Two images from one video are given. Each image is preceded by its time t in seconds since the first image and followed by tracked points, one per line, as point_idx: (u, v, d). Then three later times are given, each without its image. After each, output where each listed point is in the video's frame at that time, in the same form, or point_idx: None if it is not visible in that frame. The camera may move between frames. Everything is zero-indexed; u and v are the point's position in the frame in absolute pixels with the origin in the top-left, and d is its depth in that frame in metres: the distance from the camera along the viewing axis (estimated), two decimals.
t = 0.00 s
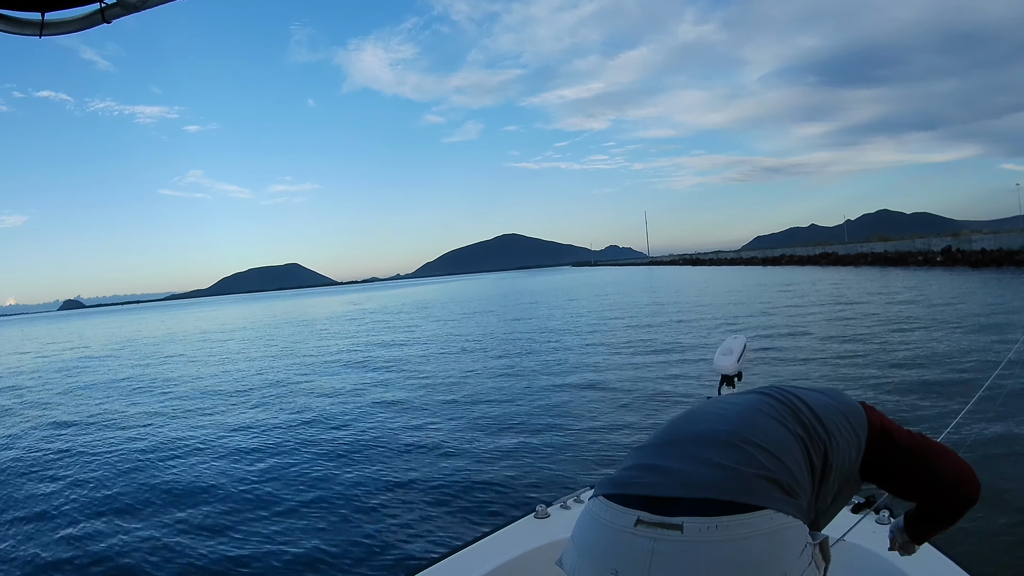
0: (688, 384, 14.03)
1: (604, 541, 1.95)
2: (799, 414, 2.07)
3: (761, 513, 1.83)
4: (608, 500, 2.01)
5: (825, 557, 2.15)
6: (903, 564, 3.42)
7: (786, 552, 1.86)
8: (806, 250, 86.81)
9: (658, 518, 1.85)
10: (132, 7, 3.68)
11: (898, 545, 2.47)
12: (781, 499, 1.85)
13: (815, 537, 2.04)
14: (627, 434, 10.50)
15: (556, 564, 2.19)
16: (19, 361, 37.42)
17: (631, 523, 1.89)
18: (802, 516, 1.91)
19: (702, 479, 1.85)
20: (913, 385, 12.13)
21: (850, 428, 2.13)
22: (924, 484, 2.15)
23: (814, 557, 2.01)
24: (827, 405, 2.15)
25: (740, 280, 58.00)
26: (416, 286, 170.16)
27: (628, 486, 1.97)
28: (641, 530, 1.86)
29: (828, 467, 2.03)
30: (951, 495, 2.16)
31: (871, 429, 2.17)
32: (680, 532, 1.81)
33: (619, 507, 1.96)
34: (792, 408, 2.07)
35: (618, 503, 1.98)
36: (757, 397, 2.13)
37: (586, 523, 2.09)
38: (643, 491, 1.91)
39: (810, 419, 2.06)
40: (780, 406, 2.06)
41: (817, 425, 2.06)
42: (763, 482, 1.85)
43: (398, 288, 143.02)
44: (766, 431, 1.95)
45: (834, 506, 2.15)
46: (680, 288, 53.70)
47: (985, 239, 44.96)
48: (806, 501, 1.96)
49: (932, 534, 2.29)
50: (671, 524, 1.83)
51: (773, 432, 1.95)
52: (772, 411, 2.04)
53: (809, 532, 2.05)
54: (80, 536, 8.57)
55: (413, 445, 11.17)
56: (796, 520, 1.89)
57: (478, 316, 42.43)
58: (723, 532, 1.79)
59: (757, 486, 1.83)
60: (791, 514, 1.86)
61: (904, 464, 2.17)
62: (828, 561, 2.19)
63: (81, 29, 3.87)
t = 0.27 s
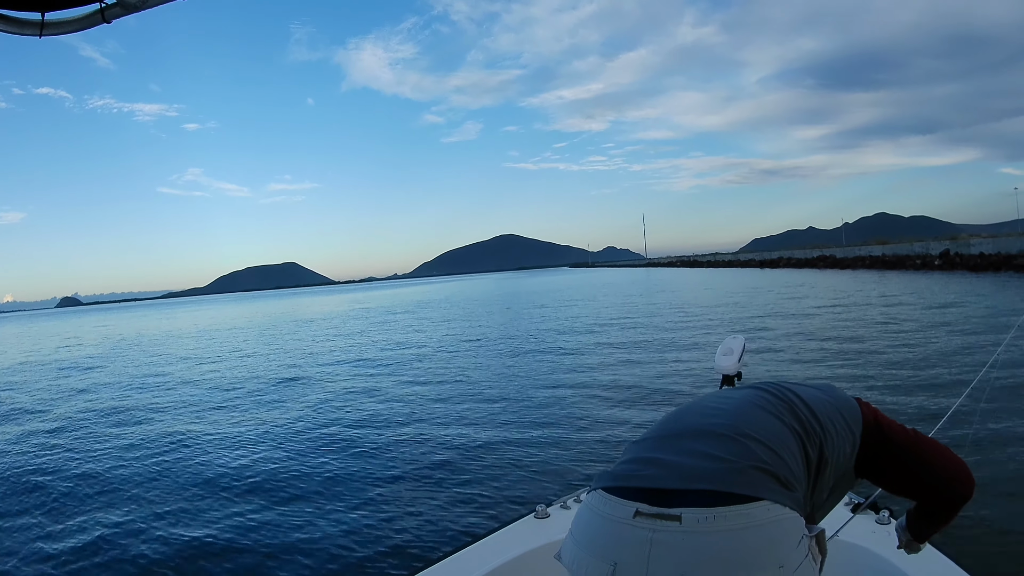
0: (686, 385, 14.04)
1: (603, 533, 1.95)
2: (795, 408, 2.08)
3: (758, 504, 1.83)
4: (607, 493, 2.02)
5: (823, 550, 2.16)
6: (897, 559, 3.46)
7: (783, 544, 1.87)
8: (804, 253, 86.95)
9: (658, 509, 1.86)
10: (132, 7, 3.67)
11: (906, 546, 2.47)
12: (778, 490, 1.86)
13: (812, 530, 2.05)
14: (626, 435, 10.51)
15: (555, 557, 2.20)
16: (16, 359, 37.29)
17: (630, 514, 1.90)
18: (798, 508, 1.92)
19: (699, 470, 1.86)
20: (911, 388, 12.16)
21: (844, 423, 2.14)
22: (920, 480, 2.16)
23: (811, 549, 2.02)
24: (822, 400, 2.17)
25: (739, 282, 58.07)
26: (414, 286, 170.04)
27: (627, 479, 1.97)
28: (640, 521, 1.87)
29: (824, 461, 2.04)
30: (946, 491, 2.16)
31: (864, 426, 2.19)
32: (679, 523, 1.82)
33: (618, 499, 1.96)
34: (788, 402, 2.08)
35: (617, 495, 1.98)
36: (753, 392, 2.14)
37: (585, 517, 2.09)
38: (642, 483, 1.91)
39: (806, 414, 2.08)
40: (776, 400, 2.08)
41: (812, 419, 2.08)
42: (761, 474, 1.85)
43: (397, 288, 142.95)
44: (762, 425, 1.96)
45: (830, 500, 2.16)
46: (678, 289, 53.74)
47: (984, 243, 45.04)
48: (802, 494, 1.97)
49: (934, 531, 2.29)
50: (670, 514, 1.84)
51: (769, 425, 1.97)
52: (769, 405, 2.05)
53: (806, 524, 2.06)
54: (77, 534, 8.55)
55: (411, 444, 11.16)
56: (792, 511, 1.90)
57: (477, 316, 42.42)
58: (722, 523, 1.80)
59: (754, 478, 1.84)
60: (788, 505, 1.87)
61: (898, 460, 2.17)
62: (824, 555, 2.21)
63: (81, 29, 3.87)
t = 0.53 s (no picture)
0: (685, 388, 14.05)
1: (599, 532, 1.95)
2: (790, 406, 2.08)
3: (752, 501, 1.83)
4: (603, 491, 2.01)
5: (817, 549, 2.15)
6: (897, 559, 3.46)
7: (777, 542, 1.86)
8: (803, 257, 87.07)
9: (651, 506, 1.86)
10: (132, 7, 3.67)
11: (912, 550, 2.45)
12: (772, 487, 1.86)
13: (807, 528, 2.05)
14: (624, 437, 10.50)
15: (551, 557, 2.19)
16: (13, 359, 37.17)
17: (624, 512, 1.90)
18: (793, 505, 1.92)
19: (693, 469, 1.85)
20: (909, 392, 12.17)
21: (838, 421, 2.15)
22: (916, 479, 2.16)
23: (807, 546, 2.01)
24: (816, 399, 2.17)
25: (737, 285, 58.08)
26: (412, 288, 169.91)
27: (622, 476, 1.97)
28: (635, 519, 1.87)
29: (819, 459, 2.04)
30: (943, 488, 2.15)
31: (858, 424, 2.19)
32: (673, 520, 1.82)
33: (614, 497, 1.96)
34: (781, 401, 2.08)
35: (613, 493, 1.97)
36: (748, 389, 2.14)
37: (580, 515, 2.09)
38: (637, 481, 1.91)
39: (801, 412, 2.08)
40: (770, 398, 2.08)
41: (806, 416, 2.08)
42: (754, 471, 1.85)
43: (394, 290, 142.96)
44: (756, 422, 1.96)
45: (825, 498, 2.16)
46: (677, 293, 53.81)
47: (983, 247, 45.11)
48: (796, 492, 1.97)
49: (935, 531, 2.28)
50: (664, 512, 1.84)
51: (763, 423, 1.97)
52: (762, 403, 2.06)
53: (801, 522, 2.06)
54: (74, 534, 8.51)
55: (409, 445, 11.13)
56: (787, 509, 1.90)
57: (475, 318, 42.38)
58: (715, 519, 1.80)
59: (749, 476, 1.84)
60: (782, 503, 1.87)
61: (893, 459, 2.17)
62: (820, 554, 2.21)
63: (81, 29, 3.87)
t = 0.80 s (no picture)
0: (685, 391, 14.03)
1: (591, 532, 1.95)
2: (786, 407, 2.07)
3: (745, 504, 1.82)
4: (596, 492, 2.01)
5: (812, 551, 2.15)
6: (897, 560, 3.44)
7: (770, 544, 1.86)
8: (801, 259, 87.22)
9: (643, 507, 1.85)
10: (131, 7, 3.67)
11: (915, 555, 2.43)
12: (765, 490, 1.85)
13: (801, 530, 2.04)
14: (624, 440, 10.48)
15: (545, 556, 2.19)
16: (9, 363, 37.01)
17: (616, 513, 1.89)
18: (787, 508, 1.92)
19: (685, 470, 1.85)
20: (909, 394, 12.17)
21: (836, 421, 2.14)
22: (916, 477, 2.15)
23: (800, 549, 2.01)
24: (813, 399, 2.17)
25: (736, 288, 58.10)
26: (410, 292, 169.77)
27: (615, 477, 1.97)
28: (626, 521, 1.87)
29: (814, 460, 2.04)
30: (942, 485, 2.15)
31: (857, 425, 2.18)
32: (664, 522, 1.81)
33: (605, 499, 1.96)
34: (777, 401, 2.07)
35: (605, 494, 1.97)
36: (744, 390, 2.13)
37: (573, 516, 2.09)
38: (630, 482, 1.91)
39: (797, 414, 2.07)
40: (766, 399, 2.07)
41: (802, 417, 2.07)
42: (748, 473, 1.84)
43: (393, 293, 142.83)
44: (751, 424, 1.95)
45: (823, 500, 2.15)
46: (676, 296, 53.85)
47: (982, 249, 45.22)
48: (791, 494, 1.96)
49: (937, 532, 2.27)
50: (655, 514, 1.83)
51: (758, 424, 1.95)
52: (758, 404, 2.05)
53: (795, 525, 2.06)
54: (70, 539, 8.47)
55: (408, 449, 11.10)
56: (780, 511, 1.89)
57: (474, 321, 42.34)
58: (707, 522, 1.79)
59: (741, 477, 1.83)
60: (775, 506, 1.87)
61: (893, 457, 2.17)
62: (816, 557, 2.20)
63: (81, 29, 3.86)
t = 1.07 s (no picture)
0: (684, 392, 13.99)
1: (582, 540, 1.94)
2: (783, 411, 2.05)
3: (736, 513, 1.81)
4: (588, 499, 2.00)
5: (808, 557, 2.14)
6: (897, 560, 3.41)
7: (763, 552, 1.84)
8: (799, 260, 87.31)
9: (634, 516, 1.84)
10: (132, 7, 3.66)
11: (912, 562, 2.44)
12: (758, 497, 1.84)
13: (796, 537, 2.03)
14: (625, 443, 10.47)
15: (538, 562, 2.19)
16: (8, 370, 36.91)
17: (607, 521, 1.89)
18: (780, 515, 1.90)
19: (678, 478, 1.83)
20: (910, 393, 12.16)
21: (835, 423, 2.13)
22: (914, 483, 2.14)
23: (794, 556, 1.99)
24: (812, 401, 2.15)
25: (735, 289, 58.12)
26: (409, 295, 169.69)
27: (607, 484, 1.96)
28: (616, 529, 1.86)
29: (811, 466, 2.02)
30: (940, 495, 2.15)
31: (858, 430, 2.17)
32: (655, 531, 1.80)
33: (597, 506, 1.95)
34: (774, 403, 2.06)
35: (597, 501, 1.97)
36: (741, 393, 2.12)
37: (566, 522, 2.08)
38: (621, 489, 1.90)
39: (795, 418, 2.05)
40: (762, 402, 2.05)
41: (799, 421, 2.06)
42: (741, 482, 1.83)
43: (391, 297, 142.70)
44: (745, 429, 1.94)
45: (820, 505, 2.14)
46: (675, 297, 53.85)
47: (980, 248, 45.29)
48: (786, 501, 1.94)
49: (934, 541, 2.27)
50: (646, 523, 1.82)
51: (753, 430, 1.94)
52: (754, 409, 2.03)
53: (790, 531, 2.04)
54: (69, 545, 8.43)
55: (408, 453, 11.08)
56: (773, 519, 1.87)
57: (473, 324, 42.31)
58: (698, 532, 1.78)
59: (733, 485, 1.82)
60: (769, 514, 1.85)
61: (893, 461, 2.16)
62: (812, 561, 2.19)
63: (81, 29, 3.86)
